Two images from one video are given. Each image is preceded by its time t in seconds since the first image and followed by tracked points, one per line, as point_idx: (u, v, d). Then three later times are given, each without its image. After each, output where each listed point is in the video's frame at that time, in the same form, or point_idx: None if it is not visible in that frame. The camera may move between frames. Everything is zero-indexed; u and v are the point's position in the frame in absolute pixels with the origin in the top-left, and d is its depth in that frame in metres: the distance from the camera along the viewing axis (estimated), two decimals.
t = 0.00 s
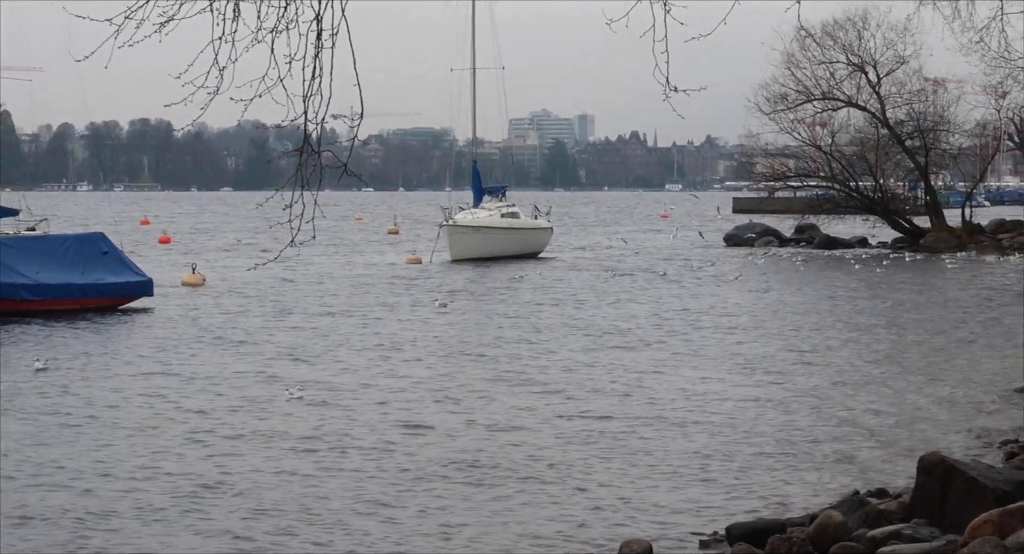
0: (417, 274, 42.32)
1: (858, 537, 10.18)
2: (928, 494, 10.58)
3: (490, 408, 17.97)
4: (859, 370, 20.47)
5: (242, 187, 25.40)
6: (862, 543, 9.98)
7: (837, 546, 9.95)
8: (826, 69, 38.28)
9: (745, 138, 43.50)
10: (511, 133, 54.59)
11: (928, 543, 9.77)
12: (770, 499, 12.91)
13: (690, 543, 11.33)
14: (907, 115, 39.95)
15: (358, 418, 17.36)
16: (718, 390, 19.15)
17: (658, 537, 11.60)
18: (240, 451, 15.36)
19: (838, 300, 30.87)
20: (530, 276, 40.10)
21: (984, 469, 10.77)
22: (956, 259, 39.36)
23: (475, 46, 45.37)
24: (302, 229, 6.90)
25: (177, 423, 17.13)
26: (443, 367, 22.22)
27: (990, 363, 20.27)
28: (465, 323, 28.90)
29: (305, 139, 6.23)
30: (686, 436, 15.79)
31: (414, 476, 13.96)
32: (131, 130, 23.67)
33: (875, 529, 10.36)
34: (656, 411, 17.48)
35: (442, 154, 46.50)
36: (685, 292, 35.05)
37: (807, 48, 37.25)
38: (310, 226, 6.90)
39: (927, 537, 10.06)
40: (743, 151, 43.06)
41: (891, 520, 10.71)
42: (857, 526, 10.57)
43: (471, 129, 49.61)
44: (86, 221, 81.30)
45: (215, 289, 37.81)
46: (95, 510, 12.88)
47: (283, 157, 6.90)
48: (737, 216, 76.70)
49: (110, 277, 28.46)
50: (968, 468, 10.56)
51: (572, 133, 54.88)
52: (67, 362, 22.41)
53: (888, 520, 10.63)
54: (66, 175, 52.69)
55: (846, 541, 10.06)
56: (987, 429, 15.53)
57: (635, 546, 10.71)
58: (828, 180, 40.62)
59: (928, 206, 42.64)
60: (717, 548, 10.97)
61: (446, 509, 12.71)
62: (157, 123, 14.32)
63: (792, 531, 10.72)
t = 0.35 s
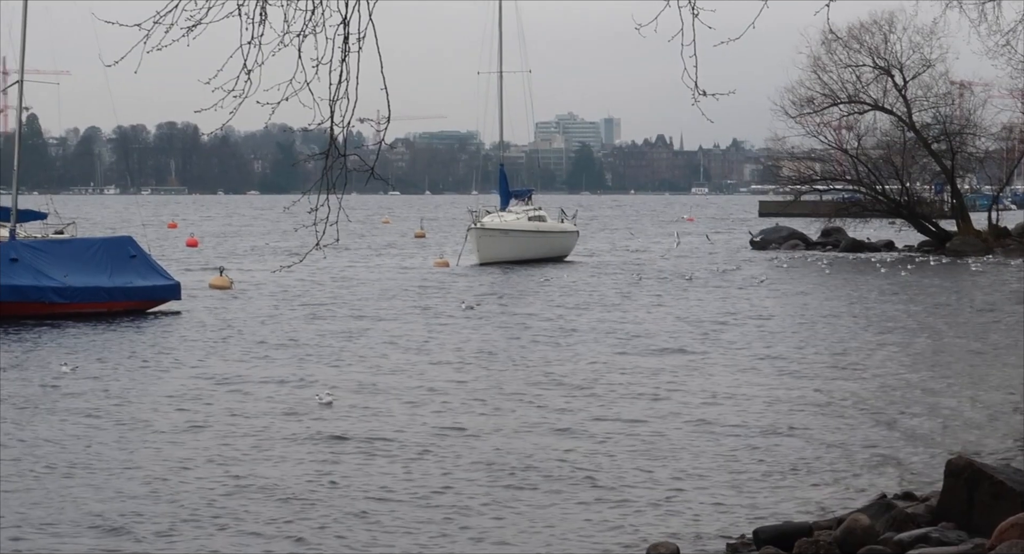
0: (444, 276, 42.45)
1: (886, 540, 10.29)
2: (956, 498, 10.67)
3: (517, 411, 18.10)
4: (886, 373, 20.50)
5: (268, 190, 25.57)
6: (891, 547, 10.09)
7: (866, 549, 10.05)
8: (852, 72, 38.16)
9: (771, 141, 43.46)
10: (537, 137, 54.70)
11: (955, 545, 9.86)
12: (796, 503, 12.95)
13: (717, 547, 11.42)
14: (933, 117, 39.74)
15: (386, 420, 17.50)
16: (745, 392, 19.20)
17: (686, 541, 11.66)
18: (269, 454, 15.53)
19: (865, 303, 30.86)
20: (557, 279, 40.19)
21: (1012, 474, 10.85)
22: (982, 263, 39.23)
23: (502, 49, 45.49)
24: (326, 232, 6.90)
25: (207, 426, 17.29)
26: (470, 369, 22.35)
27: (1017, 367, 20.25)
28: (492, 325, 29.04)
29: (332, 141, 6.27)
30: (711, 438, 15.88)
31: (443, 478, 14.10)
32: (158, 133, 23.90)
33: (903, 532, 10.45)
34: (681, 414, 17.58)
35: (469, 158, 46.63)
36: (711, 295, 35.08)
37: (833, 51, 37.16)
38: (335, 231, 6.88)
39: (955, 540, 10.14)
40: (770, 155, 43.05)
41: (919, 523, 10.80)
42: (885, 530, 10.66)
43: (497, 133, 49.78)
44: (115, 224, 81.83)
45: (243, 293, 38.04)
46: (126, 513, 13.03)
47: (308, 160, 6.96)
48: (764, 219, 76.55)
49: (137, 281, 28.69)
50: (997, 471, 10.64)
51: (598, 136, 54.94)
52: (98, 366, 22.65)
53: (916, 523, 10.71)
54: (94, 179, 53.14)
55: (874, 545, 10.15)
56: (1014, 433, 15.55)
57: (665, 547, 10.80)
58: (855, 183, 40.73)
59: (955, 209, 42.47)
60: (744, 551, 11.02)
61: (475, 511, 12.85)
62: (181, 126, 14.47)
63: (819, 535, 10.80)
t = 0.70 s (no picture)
0: (472, 280, 42.66)
1: (917, 545, 10.40)
2: (986, 502, 10.78)
3: (546, 414, 18.26)
4: (915, 377, 20.53)
5: (298, 194, 25.79)
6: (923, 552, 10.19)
7: None
8: (881, 76, 38.10)
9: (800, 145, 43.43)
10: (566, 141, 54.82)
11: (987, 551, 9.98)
12: (822, 510, 12.98)
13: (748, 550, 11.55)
14: (963, 122, 39.42)
15: (417, 423, 17.69)
16: (773, 396, 19.29)
17: (713, 547, 11.71)
18: (303, 456, 15.74)
19: (894, 307, 30.83)
20: (585, 283, 40.33)
21: None
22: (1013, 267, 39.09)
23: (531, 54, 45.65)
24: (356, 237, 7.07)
25: (236, 430, 17.47)
26: (500, 373, 22.52)
27: None
28: (521, 329, 29.21)
29: (360, 147, 6.37)
30: (741, 442, 15.99)
31: (475, 481, 14.28)
32: (191, 138, 24.22)
33: (934, 537, 10.55)
34: (710, 417, 17.69)
35: (498, 162, 46.81)
36: (740, 299, 35.12)
37: (862, 54, 37.08)
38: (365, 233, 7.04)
39: (986, 545, 10.25)
40: (799, 159, 43.03)
41: (950, 528, 10.91)
42: (916, 535, 10.80)
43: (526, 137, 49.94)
44: (145, 228, 82.42)
45: (272, 296, 38.34)
46: (158, 516, 13.19)
47: (339, 166, 7.06)
48: (792, 223, 76.39)
49: (166, 285, 28.96)
50: None
51: (626, 140, 55.00)
52: (132, 369, 22.95)
53: (947, 529, 10.82)
54: (125, 182, 53.60)
55: (905, 550, 10.24)
56: None
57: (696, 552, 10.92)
58: (884, 188, 40.72)
59: (985, 213, 42.31)
60: None
61: (507, 513, 13.02)
62: (207, 129, 14.61)
63: (850, 539, 10.86)
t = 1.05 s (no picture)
0: (502, 284, 42.81)
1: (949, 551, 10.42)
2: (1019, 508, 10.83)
3: (576, 418, 18.38)
4: (945, 382, 20.53)
5: (328, 198, 26.02)
6: None
7: None
8: (912, 80, 38.00)
9: (830, 149, 43.37)
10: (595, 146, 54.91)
11: None
12: (852, 514, 13.07)
13: None
14: (993, 125, 39.25)
15: (448, 427, 17.85)
16: (802, 401, 19.34)
17: (742, 551, 11.84)
18: (336, 460, 15.92)
19: (924, 311, 30.79)
20: (615, 287, 40.39)
21: None
22: None
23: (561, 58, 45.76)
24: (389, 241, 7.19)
25: (270, 433, 17.69)
26: (529, 377, 22.66)
27: None
28: (551, 333, 29.34)
29: (392, 152, 6.49)
30: (771, 447, 16.05)
31: (507, 485, 14.42)
32: (221, 141, 24.51)
33: (966, 542, 10.62)
34: (738, 422, 17.77)
35: (527, 166, 46.91)
36: (770, 303, 35.11)
37: (892, 57, 37.02)
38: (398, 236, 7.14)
39: (1018, 550, 10.26)
40: (829, 163, 42.95)
41: (983, 534, 10.98)
42: (949, 540, 10.86)
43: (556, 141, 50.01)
44: (177, 232, 82.92)
45: (303, 300, 38.59)
46: (195, 518, 13.39)
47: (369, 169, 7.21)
48: (822, 227, 76.17)
49: (198, 288, 29.21)
50: None
51: (656, 144, 55.01)
52: (166, 373, 23.21)
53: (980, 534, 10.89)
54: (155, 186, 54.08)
55: None
56: None
57: None
58: (914, 191, 40.59)
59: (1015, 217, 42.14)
60: None
61: (539, 517, 13.14)
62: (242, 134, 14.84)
63: (882, 545, 10.93)
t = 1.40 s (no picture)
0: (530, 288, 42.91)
1: None
2: None
3: (604, 422, 18.47)
4: (975, 386, 20.51)
5: (357, 202, 26.25)
6: None
7: None
8: (942, 83, 37.86)
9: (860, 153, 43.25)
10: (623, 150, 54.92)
11: None
12: (881, 519, 13.12)
13: None
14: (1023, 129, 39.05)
15: (477, 431, 17.98)
16: (831, 405, 19.37)
17: None
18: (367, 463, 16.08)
19: (954, 315, 30.71)
20: (643, 291, 40.45)
21: None
22: None
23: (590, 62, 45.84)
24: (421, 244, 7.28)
25: (302, 436, 17.86)
26: (559, 380, 22.76)
27: None
28: (580, 337, 29.44)
29: (424, 156, 6.58)
30: (801, 451, 16.10)
31: (536, 489, 14.53)
32: (251, 145, 24.84)
33: (996, 548, 10.63)
34: (768, 426, 17.81)
35: (555, 170, 47.00)
36: (798, 307, 35.10)
37: (922, 61, 36.91)
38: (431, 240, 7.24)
39: None
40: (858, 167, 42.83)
41: (1013, 539, 11.00)
42: (979, 546, 10.87)
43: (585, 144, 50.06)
44: (208, 236, 83.31)
45: (332, 303, 38.79)
46: (229, 522, 13.57)
47: (400, 176, 7.32)
48: (852, 231, 75.89)
49: (227, 291, 29.45)
50: None
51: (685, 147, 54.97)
52: (198, 377, 23.45)
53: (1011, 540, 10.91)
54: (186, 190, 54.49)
55: None
56: None
57: None
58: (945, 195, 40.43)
59: None
60: None
61: (570, 521, 13.25)
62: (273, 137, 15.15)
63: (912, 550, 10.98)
